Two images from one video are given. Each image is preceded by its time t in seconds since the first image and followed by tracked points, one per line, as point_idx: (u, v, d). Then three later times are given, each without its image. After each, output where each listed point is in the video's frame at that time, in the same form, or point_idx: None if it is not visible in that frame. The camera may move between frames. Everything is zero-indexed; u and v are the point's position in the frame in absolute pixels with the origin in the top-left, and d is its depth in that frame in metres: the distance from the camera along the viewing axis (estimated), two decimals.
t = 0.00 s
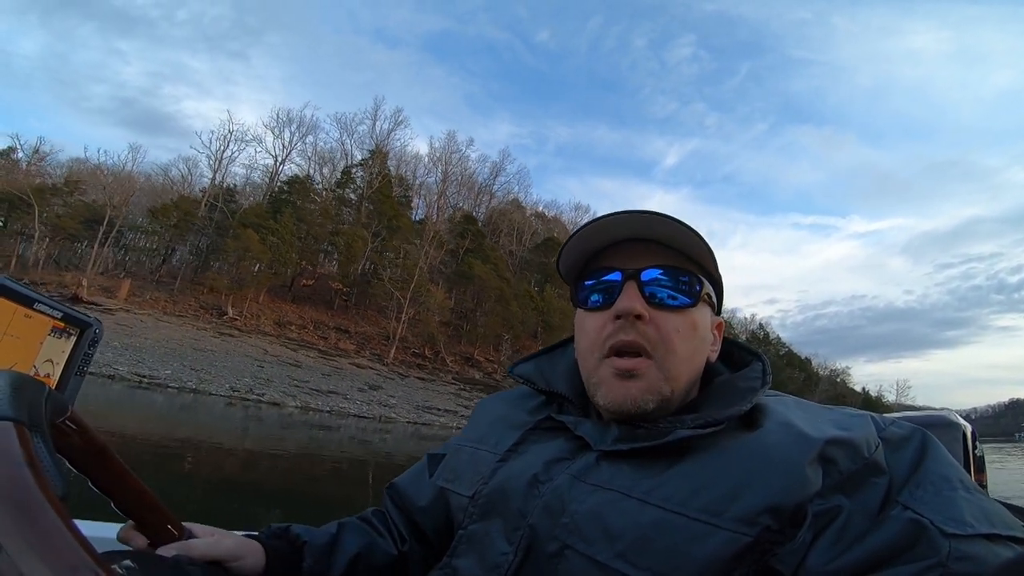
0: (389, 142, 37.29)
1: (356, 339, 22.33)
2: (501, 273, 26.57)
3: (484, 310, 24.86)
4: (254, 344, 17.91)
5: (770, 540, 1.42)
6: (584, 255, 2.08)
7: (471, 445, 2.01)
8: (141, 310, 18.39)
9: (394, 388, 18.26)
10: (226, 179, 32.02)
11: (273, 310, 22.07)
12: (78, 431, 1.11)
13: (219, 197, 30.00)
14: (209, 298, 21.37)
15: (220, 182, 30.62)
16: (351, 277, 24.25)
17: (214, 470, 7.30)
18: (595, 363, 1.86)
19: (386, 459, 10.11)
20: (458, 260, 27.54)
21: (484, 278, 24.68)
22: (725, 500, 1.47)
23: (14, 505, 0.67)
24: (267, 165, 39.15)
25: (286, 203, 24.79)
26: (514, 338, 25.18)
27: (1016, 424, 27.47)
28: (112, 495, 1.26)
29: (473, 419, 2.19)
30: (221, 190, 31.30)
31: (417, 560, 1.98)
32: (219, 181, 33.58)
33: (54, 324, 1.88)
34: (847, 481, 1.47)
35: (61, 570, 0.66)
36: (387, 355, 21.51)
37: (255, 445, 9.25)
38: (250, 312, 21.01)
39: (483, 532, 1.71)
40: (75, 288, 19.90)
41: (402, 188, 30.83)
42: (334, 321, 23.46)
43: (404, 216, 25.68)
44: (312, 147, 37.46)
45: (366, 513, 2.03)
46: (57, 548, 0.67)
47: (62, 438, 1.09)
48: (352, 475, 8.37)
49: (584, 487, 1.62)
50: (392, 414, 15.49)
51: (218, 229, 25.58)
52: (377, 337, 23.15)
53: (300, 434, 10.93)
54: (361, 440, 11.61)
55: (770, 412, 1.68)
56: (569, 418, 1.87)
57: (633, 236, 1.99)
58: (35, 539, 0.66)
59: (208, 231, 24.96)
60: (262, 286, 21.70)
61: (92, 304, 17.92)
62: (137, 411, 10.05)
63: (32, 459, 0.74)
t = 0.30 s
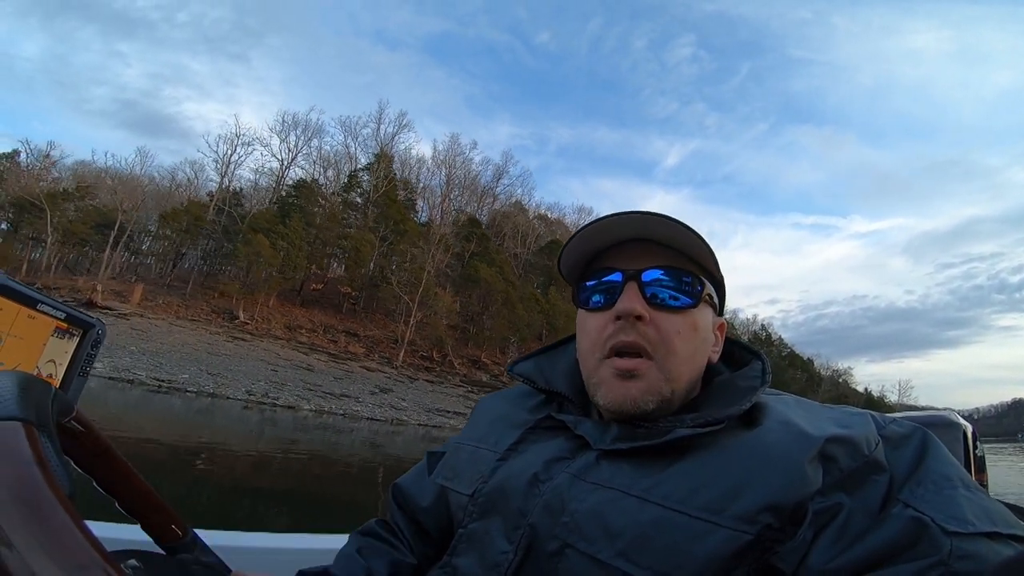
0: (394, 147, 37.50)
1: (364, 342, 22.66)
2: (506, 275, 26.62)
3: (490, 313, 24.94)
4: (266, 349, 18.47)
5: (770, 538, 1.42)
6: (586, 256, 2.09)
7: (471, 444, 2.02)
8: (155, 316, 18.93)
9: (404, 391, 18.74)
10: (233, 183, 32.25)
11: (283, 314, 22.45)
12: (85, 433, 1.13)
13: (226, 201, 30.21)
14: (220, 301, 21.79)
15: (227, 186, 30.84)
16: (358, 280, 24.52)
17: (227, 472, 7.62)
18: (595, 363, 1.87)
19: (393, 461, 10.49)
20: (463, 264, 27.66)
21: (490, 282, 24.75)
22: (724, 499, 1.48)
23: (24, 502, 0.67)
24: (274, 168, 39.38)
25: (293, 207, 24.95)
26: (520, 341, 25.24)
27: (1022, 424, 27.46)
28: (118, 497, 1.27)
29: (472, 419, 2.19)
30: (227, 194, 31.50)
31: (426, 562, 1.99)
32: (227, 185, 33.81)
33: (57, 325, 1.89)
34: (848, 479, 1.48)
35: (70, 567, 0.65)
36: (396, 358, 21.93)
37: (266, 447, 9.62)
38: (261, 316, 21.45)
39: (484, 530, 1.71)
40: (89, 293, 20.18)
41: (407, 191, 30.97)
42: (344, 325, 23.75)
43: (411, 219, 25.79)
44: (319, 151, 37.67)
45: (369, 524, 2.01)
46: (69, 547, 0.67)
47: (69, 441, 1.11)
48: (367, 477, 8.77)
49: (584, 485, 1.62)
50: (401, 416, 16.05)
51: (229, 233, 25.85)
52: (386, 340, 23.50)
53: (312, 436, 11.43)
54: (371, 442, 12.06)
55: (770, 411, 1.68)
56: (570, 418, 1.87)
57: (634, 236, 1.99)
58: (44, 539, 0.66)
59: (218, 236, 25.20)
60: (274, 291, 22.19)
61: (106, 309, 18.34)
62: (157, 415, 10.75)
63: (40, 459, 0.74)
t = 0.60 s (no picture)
0: (399, 150, 37.66)
1: (372, 346, 23.03)
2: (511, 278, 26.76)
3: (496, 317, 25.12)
4: (279, 354, 18.90)
5: (771, 538, 1.42)
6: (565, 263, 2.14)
7: (472, 444, 2.02)
8: (168, 320, 19.33)
9: (414, 394, 19.24)
10: (240, 187, 32.45)
11: (293, 318, 22.84)
12: (85, 435, 1.13)
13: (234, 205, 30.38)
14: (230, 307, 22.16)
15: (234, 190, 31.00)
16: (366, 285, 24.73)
17: (237, 475, 7.83)
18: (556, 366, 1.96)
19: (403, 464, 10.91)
20: (468, 267, 27.84)
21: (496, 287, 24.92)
22: (723, 499, 1.48)
23: (25, 502, 0.67)
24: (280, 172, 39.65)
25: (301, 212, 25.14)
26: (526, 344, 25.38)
27: None
28: (119, 498, 1.27)
29: (474, 419, 2.20)
30: (235, 198, 31.67)
31: (428, 562, 1.99)
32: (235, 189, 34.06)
33: (57, 327, 1.90)
34: (847, 479, 1.48)
35: (70, 568, 0.65)
36: (405, 362, 22.34)
37: (280, 450, 9.94)
38: (271, 321, 21.87)
39: (484, 530, 1.71)
40: (103, 298, 20.40)
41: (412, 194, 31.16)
42: (353, 329, 24.05)
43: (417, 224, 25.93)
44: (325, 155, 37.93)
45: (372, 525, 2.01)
46: (66, 547, 0.67)
47: (69, 442, 1.12)
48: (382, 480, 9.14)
49: (585, 485, 1.62)
50: (411, 420, 16.56)
51: (239, 238, 26.09)
52: (394, 344, 23.89)
53: (324, 440, 11.91)
54: (381, 446, 12.53)
55: (769, 412, 1.68)
56: (569, 417, 1.86)
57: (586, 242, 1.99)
58: (44, 538, 0.66)
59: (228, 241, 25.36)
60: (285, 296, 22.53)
61: (121, 314, 18.70)
62: (174, 418, 11.11)
63: (41, 461, 0.75)
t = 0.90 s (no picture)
0: (403, 154, 37.78)
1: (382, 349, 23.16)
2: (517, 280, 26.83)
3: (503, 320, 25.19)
4: (292, 358, 19.06)
5: (772, 539, 1.41)
6: (558, 270, 2.16)
7: (472, 445, 2.03)
8: (182, 325, 19.52)
9: (424, 397, 19.37)
10: (247, 191, 32.60)
11: (303, 322, 22.97)
12: (84, 438, 1.14)
13: (241, 209, 30.54)
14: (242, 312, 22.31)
15: (241, 194, 31.13)
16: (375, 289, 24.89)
17: (251, 477, 7.90)
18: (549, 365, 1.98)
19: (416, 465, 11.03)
20: (474, 270, 27.95)
21: (503, 290, 25.00)
22: (723, 500, 1.47)
23: (22, 506, 0.67)
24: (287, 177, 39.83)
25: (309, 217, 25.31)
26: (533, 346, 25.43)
27: None
28: (117, 498, 1.27)
29: (474, 421, 2.20)
30: (243, 202, 31.84)
31: (430, 564, 1.99)
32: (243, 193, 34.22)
33: (56, 329, 1.90)
34: (849, 479, 1.47)
35: (67, 572, 0.65)
36: (414, 364, 22.46)
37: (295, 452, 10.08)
38: (281, 325, 22.00)
39: (485, 532, 1.71)
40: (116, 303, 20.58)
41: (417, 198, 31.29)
42: (362, 332, 24.17)
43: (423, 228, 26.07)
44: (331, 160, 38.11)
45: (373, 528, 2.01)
46: (64, 551, 0.67)
47: (68, 443, 1.12)
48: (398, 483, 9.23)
49: (586, 485, 1.63)
50: (422, 422, 16.72)
51: (249, 243, 26.28)
52: (402, 347, 24.01)
53: (338, 441, 12.06)
54: (394, 448, 12.64)
55: (770, 411, 1.68)
56: (569, 418, 1.87)
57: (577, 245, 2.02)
58: (42, 540, 0.66)
59: (237, 245, 25.54)
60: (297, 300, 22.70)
61: (136, 319, 18.90)
62: (193, 421, 11.23)
63: (40, 464, 0.75)
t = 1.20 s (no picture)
0: (408, 156, 37.87)
1: (391, 352, 23.24)
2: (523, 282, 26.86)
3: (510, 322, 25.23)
4: (304, 360, 19.16)
5: (773, 539, 1.41)
6: (555, 273, 2.16)
7: (472, 446, 2.03)
8: (195, 329, 19.63)
9: (434, 399, 19.45)
10: (253, 194, 32.69)
11: (313, 325, 23.06)
12: (85, 439, 1.14)
13: (249, 213, 30.65)
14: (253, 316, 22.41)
15: (248, 197, 31.23)
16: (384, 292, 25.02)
17: (266, 478, 7.95)
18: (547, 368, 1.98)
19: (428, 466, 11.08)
20: (480, 273, 28.00)
21: (509, 293, 25.05)
22: (724, 501, 1.47)
23: (26, 508, 0.67)
24: (294, 180, 39.97)
25: (318, 221, 25.43)
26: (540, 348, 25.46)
27: None
28: (118, 499, 1.27)
29: (474, 422, 2.20)
30: (251, 206, 31.94)
31: (431, 565, 1.99)
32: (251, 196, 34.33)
33: (58, 331, 1.91)
34: (850, 480, 1.47)
35: (69, 572, 0.65)
36: (423, 367, 22.54)
37: (308, 453, 10.13)
38: (292, 328, 22.09)
39: (486, 533, 1.71)
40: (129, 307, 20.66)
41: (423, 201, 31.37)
42: (371, 335, 24.26)
43: (430, 231, 26.15)
44: (338, 163, 38.24)
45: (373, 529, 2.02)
46: (67, 553, 0.67)
47: (69, 445, 1.12)
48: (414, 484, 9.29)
49: (586, 487, 1.62)
50: (433, 424, 16.80)
51: (258, 247, 26.36)
52: (411, 349, 24.09)
53: (352, 443, 12.13)
54: (407, 449, 12.70)
55: (770, 411, 1.68)
56: (569, 419, 1.87)
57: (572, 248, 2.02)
58: (43, 541, 0.66)
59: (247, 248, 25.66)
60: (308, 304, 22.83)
61: (149, 323, 19.02)
62: (209, 423, 11.31)
63: (41, 466, 0.75)
